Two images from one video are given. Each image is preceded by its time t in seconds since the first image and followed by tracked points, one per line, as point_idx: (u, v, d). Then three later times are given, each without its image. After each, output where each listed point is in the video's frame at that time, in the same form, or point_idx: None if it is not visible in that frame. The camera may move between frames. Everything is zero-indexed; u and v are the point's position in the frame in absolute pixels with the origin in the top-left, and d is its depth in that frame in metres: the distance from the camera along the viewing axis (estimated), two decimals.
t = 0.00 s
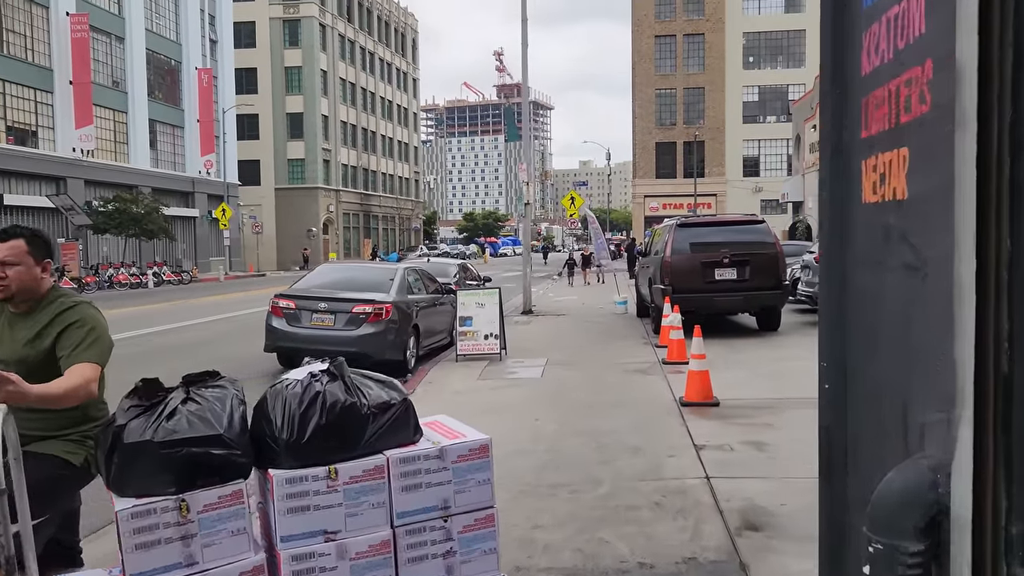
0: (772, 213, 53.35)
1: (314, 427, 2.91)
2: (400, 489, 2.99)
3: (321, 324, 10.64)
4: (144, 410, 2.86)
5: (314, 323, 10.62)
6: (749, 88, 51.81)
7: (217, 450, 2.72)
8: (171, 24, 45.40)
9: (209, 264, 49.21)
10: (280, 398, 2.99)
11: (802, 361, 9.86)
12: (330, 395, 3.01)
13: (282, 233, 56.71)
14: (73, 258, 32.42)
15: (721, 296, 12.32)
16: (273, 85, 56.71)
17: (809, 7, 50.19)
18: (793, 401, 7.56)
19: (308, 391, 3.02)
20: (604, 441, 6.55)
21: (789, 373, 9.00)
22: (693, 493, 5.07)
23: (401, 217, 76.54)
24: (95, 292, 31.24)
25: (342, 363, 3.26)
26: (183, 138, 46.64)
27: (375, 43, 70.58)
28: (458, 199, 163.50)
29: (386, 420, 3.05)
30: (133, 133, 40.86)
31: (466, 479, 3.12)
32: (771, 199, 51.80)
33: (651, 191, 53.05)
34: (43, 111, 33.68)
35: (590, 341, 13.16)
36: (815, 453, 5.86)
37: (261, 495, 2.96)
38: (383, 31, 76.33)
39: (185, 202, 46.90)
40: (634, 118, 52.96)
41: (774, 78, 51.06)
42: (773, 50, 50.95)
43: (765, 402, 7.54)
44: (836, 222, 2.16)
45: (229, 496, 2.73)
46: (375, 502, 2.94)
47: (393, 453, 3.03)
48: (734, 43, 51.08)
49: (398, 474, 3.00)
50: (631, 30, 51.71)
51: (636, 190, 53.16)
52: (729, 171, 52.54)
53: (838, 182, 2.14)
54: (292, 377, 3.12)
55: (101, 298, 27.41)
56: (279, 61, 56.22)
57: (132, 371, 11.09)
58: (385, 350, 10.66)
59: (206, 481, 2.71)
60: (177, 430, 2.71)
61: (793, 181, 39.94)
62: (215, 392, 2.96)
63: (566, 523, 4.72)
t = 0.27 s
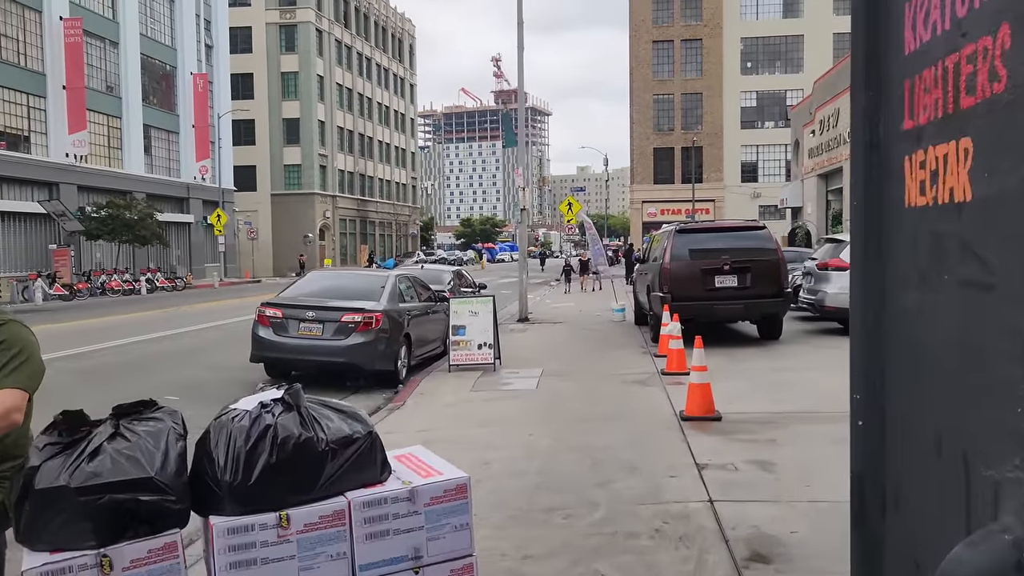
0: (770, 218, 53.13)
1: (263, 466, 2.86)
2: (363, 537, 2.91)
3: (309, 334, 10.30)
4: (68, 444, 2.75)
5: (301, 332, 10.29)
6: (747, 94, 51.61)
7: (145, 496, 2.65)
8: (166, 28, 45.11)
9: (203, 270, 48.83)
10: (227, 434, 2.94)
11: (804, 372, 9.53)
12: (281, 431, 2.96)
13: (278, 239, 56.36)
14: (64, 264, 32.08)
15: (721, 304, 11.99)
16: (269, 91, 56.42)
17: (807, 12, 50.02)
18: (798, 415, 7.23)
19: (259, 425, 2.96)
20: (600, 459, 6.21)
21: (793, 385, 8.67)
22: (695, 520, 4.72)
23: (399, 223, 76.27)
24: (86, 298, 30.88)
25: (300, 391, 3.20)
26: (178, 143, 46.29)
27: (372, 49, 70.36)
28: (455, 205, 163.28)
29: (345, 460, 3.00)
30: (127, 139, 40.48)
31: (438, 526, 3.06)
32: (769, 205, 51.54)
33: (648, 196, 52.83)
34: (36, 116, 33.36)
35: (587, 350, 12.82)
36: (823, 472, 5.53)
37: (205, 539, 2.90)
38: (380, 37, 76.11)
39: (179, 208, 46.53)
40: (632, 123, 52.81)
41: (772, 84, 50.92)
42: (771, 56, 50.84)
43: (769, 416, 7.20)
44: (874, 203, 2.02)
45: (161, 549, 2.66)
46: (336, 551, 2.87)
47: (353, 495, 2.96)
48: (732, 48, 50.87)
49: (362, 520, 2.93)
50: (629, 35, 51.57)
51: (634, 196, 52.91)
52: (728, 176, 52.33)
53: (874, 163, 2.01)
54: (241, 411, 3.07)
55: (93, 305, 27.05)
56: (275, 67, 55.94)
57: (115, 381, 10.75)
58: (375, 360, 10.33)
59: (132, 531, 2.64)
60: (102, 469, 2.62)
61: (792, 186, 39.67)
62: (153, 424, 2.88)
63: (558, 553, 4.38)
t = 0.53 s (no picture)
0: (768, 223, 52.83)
1: (172, 498, 2.77)
2: None
3: (292, 337, 9.95)
4: None
5: (285, 336, 9.93)
6: (746, 97, 51.31)
7: (23, 537, 2.59)
8: (161, 29, 44.74)
9: (198, 272, 48.38)
10: (135, 458, 2.84)
11: (806, 379, 9.17)
12: (194, 457, 2.85)
13: (273, 242, 55.91)
14: (55, 266, 31.70)
15: (720, 308, 11.63)
16: (265, 92, 56.04)
17: (806, 15, 49.75)
18: (800, 424, 6.88)
19: (172, 449, 2.84)
20: (592, 471, 5.85)
21: (794, 393, 8.32)
22: (693, 540, 4.38)
23: (395, 226, 75.84)
24: (77, 301, 30.46)
25: (226, 407, 3.11)
26: (172, 144, 45.90)
27: (369, 51, 69.98)
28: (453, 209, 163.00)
29: (277, 494, 2.93)
30: (121, 140, 40.06)
31: (388, 567, 2.95)
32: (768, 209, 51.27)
33: (646, 200, 52.56)
34: (28, 116, 32.99)
35: (583, 356, 12.45)
36: (829, 487, 5.18)
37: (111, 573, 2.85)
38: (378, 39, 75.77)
39: (173, 210, 46.09)
40: (630, 127, 52.55)
41: (770, 87, 50.62)
42: (770, 59, 50.52)
43: (771, 425, 6.85)
44: (917, 172, 2.35)
45: None
46: None
47: (287, 534, 2.88)
48: (731, 51, 50.60)
49: (295, 561, 2.83)
50: (627, 38, 51.40)
51: (632, 199, 52.63)
52: (726, 180, 52.02)
53: (917, 134, 2.34)
54: (156, 428, 2.97)
55: (82, 307, 26.64)
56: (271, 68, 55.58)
57: (93, 385, 10.37)
58: (362, 364, 9.97)
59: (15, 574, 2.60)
60: None
61: (791, 190, 39.34)
62: (44, 449, 2.83)
63: None
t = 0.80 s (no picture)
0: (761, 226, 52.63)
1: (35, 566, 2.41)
2: None
3: (269, 344, 9.57)
4: None
5: (262, 342, 9.57)
6: (739, 100, 51.16)
7: None
8: (151, 29, 44.27)
9: (186, 275, 47.84)
10: None
11: (802, 388, 8.84)
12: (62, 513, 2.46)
13: (263, 245, 55.39)
14: (39, 268, 31.15)
15: (713, 314, 11.31)
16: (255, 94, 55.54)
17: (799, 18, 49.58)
18: (797, 438, 6.54)
19: (36, 504, 2.46)
20: (577, 489, 5.50)
21: (790, 403, 7.98)
22: (684, 569, 4.04)
23: (387, 229, 75.41)
24: (61, 304, 29.96)
25: (111, 443, 2.71)
26: (161, 146, 45.38)
27: (361, 53, 69.56)
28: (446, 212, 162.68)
29: (172, 553, 2.60)
30: (108, 141, 39.52)
31: None
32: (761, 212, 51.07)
33: (639, 203, 52.37)
34: (12, 117, 32.46)
35: (572, 362, 12.10)
36: (830, 508, 4.83)
37: None
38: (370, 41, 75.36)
39: (161, 212, 45.56)
40: (622, 129, 52.35)
41: (764, 91, 50.44)
42: (763, 62, 50.28)
43: (767, 439, 6.51)
44: (968, 154, 2.36)
45: None
46: None
47: None
48: (724, 54, 50.45)
49: None
50: (619, 40, 51.36)
51: (624, 203, 52.41)
52: (719, 183, 51.81)
53: (973, 117, 2.34)
54: (22, 476, 2.58)
55: (65, 311, 26.16)
56: (262, 70, 55.17)
57: (63, 392, 9.97)
58: (342, 373, 9.62)
59: None
60: None
61: (784, 194, 39.13)
62: None
63: None
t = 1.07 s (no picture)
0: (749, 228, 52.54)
1: None
2: None
3: (244, 349, 9.19)
4: None
5: (235, 348, 9.19)
6: (727, 102, 51.05)
7: None
8: (133, 28, 43.63)
9: (169, 278, 47.22)
10: None
11: (796, 392, 8.55)
12: None
13: (249, 247, 54.81)
14: (18, 271, 30.52)
15: (703, 316, 11.02)
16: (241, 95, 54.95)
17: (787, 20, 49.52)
18: (792, 447, 6.24)
19: None
20: (563, 505, 5.17)
21: (784, 410, 7.67)
22: None
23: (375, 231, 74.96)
24: (40, 307, 29.41)
25: None
26: (143, 147, 44.76)
27: (348, 54, 69.10)
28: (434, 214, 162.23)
29: None
30: (90, 142, 38.86)
31: None
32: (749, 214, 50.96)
33: (627, 205, 52.18)
34: None
35: (560, 366, 11.76)
36: (830, 524, 4.53)
37: None
38: (357, 42, 74.88)
39: (144, 214, 44.94)
40: (610, 131, 52.18)
41: (752, 92, 50.32)
42: (751, 64, 50.16)
43: (763, 449, 6.19)
44: None
45: None
46: None
47: None
48: (712, 56, 50.34)
49: None
50: (608, 42, 51.18)
51: (613, 204, 52.23)
52: (707, 185, 51.67)
53: None
54: None
55: (44, 314, 25.64)
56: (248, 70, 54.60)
57: (30, 401, 9.57)
58: (321, 379, 9.24)
59: None
60: None
61: (773, 195, 39.00)
62: None
63: None
